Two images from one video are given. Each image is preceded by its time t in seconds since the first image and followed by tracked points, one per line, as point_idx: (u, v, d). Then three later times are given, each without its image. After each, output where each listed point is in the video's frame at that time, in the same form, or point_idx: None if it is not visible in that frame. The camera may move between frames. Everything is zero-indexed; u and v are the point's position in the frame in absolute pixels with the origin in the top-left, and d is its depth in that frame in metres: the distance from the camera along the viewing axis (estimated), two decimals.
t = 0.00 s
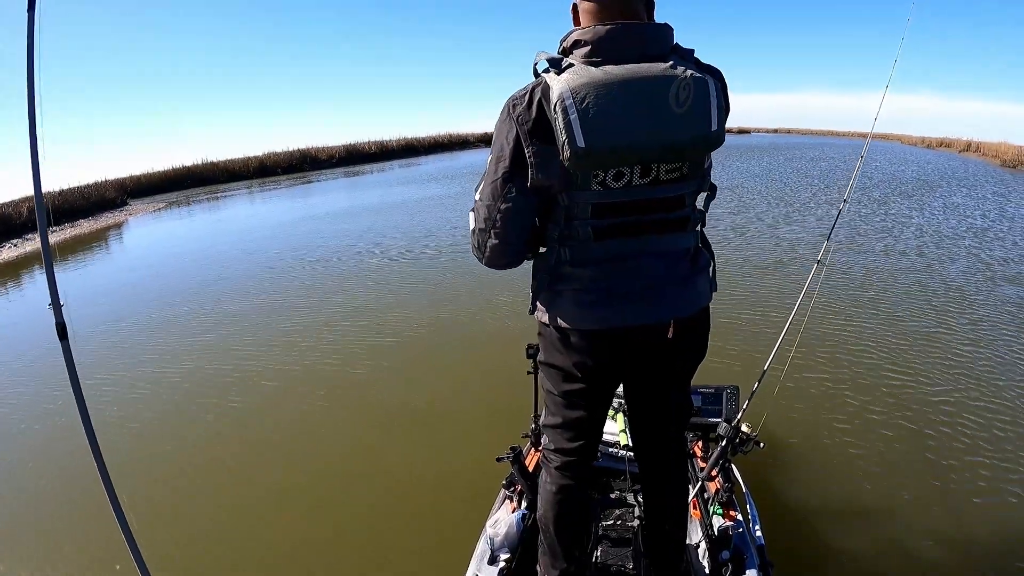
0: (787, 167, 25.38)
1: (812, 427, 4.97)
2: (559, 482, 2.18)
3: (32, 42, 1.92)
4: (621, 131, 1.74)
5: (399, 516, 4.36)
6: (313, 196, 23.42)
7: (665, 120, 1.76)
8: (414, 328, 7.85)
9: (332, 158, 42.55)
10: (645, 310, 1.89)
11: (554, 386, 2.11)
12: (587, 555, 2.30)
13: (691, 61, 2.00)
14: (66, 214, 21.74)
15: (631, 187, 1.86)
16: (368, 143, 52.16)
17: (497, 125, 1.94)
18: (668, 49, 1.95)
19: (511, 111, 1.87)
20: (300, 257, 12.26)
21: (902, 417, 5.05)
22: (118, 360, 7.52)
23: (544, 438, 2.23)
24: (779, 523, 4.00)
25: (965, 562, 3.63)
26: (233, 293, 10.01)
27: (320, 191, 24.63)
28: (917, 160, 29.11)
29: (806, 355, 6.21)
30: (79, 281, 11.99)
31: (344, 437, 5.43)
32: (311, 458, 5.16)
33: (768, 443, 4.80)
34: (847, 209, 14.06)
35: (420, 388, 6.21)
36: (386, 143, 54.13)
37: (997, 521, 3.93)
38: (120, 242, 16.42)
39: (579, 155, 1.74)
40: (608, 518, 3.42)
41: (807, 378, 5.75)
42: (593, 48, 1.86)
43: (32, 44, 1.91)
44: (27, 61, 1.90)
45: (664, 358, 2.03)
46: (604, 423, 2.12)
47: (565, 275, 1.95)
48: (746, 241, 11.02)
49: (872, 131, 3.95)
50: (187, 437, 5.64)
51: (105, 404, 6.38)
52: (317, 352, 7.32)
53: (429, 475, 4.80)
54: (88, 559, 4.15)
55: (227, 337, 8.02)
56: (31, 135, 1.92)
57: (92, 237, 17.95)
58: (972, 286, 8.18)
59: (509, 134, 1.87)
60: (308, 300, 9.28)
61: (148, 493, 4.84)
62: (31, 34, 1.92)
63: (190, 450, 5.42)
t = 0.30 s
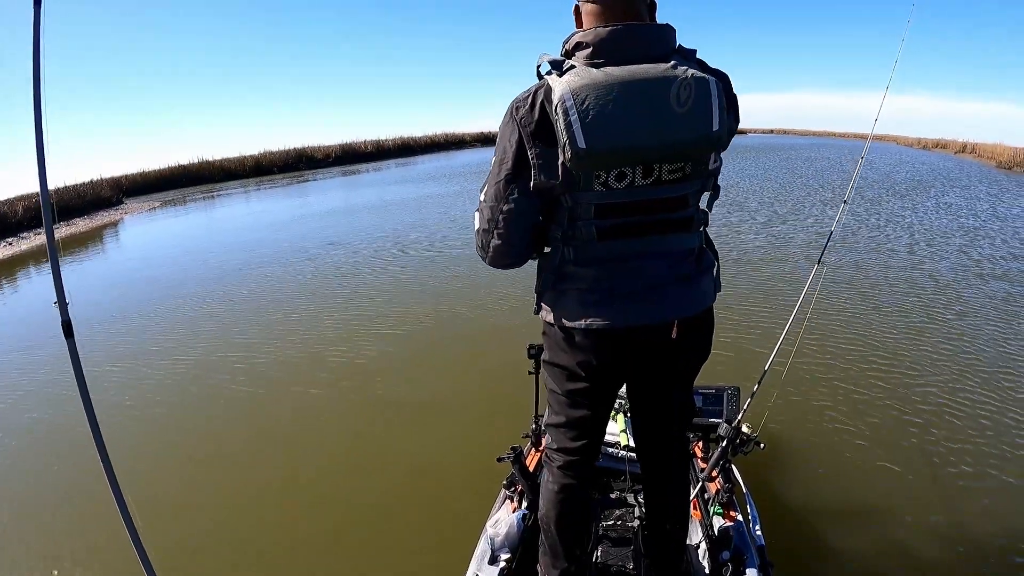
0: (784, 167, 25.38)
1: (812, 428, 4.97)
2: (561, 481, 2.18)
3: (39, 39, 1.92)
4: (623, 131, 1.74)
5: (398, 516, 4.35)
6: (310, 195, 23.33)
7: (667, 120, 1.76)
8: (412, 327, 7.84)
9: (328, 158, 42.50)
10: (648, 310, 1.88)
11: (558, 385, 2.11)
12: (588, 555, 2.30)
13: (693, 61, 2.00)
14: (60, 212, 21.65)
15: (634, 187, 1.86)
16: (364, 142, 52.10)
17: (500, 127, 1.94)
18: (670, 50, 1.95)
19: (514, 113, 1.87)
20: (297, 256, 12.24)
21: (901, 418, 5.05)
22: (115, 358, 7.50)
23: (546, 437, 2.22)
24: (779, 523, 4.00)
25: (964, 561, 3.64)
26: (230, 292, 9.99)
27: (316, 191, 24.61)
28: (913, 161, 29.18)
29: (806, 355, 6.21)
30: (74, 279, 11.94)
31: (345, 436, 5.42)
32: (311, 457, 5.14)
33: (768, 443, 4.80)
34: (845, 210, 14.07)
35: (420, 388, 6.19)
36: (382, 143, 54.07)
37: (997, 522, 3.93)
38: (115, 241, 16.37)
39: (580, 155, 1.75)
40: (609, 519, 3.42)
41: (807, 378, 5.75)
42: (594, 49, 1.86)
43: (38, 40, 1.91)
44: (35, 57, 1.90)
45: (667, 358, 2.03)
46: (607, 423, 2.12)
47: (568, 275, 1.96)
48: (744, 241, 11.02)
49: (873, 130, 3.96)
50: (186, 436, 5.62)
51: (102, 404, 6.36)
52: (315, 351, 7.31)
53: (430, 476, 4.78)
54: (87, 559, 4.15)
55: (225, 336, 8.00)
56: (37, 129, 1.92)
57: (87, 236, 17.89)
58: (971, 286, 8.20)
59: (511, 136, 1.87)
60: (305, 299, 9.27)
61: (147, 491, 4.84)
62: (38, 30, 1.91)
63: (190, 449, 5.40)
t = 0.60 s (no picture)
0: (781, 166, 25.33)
1: (813, 428, 4.96)
2: (556, 481, 2.19)
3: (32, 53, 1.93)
4: (605, 127, 1.77)
5: (398, 518, 4.36)
6: (305, 200, 23.29)
7: (650, 115, 1.79)
8: (410, 329, 7.86)
9: (323, 163, 42.58)
10: (635, 307, 1.88)
11: (549, 385, 2.12)
12: (585, 554, 2.31)
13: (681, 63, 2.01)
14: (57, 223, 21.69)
15: (619, 183, 1.87)
16: (361, 146, 52.18)
17: (492, 126, 2.00)
18: (658, 51, 1.96)
19: (503, 113, 1.93)
20: (294, 262, 12.27)
21: (902, 416, 5.04)
22: (113, 367, 7.52)
23: (540, 437, 2.24)
24: (779, 523, 3.99)
25: (966, 560, 3.63)
26: (227, 299, 10.01)
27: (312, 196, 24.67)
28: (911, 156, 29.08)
29: (808, 354, 6.19)
30: (73, 290, 11.97)
31: (346, 438, 5.44)
32: (312, 461, 5.17)
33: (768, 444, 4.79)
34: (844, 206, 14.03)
35: (420, 390, 6.21)
36: (380, 147, 54.16)
37: (998, 519, 3.92)
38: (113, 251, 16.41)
39: (563, 148, 1.78)
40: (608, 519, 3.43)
41: (808, 376, 5.74)
42: (582, 48, 1.88)
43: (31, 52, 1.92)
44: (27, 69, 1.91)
45: (657, 356, 2.04)
46: (599, 421, 2.13)
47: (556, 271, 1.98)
48: (743, 240, 11.00)
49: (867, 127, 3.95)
50: (188, 442, 5.65)
51: (101, 413, 6.36)
52: (313, 355, 7.33)
53: (432, 478, 4.79)
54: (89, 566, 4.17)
55: (222, 343, 8.03)
56: (32, 140, 1.93)
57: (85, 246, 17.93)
58: (972, 281, 8.17)
59: (500, 134, 1.94)
60: (303, 305, 9.28)
61: (149, 497, 4.87)
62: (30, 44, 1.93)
63: (192, 454, 5.43)
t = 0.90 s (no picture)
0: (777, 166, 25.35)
1: (813, 427, 4.95)
2: (555, 481, 2.19)
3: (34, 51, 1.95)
4: (606, 121, 1.78)
5: (398, 518, 4.36)
6: (301, 200, 23.27)
7: (650, 111, 1.80)
8: (407, 328, 7.86)
9: (318, 163, 42.61)
10: (632, 304, 1.88)
11: (547, 385, 2.12)
12: (584, 555, 2.31)
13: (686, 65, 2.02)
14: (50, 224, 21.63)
15: (618, 179, 1.87)
16: (357, 146, 52.17)
17: (495, 120, 2.01)
18: (663, 52, 1.97)
19: (507, 106, 1.95)
20: (290, 262, 12.26)
21: (903, 417, 5.03)
22: (109, 368, 7.51)
23: (539, 437, 2.24)
24: (780, 523, 3.98)
25: (966, 559, 3.63)
26: (222, 299, 10.00)
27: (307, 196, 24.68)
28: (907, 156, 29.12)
29: (808, 355, 6.19)
30: (68, 290, 11.95)
31: (346, 438, 5.44)
32: (313, 460, 5.17)
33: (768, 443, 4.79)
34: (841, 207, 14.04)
35: (421, 389, 6.21)
36: (376, 146, 54.17)
37: (999, 519, 3.92)
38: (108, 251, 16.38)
39: (563, 139, 1.78)
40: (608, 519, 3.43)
41: (808, 377, 5.73)
42: (588, 45, 1.89)
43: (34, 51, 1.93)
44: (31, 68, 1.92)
45: (656, 356, 2.04)
46: (598, 422, 2.13)
47: (554, 266, 1.98)
48: (741, 240, 10.99)
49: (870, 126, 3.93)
50: (188, 442, 5.65)
51: (99, 413, 6.36)
52: (311, 354, 7.33)
53: (432, 478, 4.78)
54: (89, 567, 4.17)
55: (219, 343, 8.02)
56: (33, 138, 1.94)
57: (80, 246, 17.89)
58: (971, 285, 8.19)
59: (503, 126, 1.95)
60: (299, 305, 9.28)
61: (149, 496, 4.88)
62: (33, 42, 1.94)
63: (191, 454, 5.43)
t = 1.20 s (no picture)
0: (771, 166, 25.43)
1: (812, 427, 4.97)
2: (557, 481, 2.19)
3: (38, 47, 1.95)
4: (615, 121, 1.78)
5: (397, 519, 4.34)
6: (297, 198, 23.18)
7: (660, 113, 1.80)
8: (404, 327, 7.86)
9: (312, 160, 42.53)
10: (637, 305, 1.89)
11: (551, 386, 2.12)
12: (585, 555, 2.31)
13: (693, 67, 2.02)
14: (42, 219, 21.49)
15: (626, 180, 1.88)
16: (351, 144, 52.06)
17: (501, 118, 2.00)
18: (670, 54, 1.97)
19: (514, 105, 1.94)
20: (285, 258, 12.23)
21: (901, 417, 5.05)
22: (104, 364, 7.48)
23: (541, 438, 2.24)
24: (778, 523, 3.99)
25: (964, 558, 3.65)
26: (216, 295, 9.97)
27: (301, 193, 24.62)
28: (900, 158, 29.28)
29: (805, 356, 6.21)
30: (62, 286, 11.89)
31: (345, 437, 5.42)
32: (312, 458, 5.15)
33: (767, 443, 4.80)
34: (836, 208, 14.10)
35: (420, 388, 6.20)
36: (371, 145, 54.09)
37: (996, 519, 3.94)
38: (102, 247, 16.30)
39: (572, 140, 1.78)
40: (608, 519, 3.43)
41: (806, 378, 5.75)
42: (597, 45, 1.89)
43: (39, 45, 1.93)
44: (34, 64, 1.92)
45: (660, 357, 2.04)
46: (600, 423, 2.13)
47: (559, 266, 1.98)
48: (738, 240, 11.03)
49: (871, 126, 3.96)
50: (186, 438, 5.63)
51: (95, 410, 6.33)
52: (308, 352, 7.31)
53: (431, 478, 4.77)
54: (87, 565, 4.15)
55: (214, 339, 8.00)
56: (37, 132, 1.94)
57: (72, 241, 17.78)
58: (966, 286, 8.24)
59: (510, 125, 1.94)
60: (295, 302, 9.26)
61: (147, 494, 4.86)
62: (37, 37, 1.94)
63: (189, 451, 5.42)
